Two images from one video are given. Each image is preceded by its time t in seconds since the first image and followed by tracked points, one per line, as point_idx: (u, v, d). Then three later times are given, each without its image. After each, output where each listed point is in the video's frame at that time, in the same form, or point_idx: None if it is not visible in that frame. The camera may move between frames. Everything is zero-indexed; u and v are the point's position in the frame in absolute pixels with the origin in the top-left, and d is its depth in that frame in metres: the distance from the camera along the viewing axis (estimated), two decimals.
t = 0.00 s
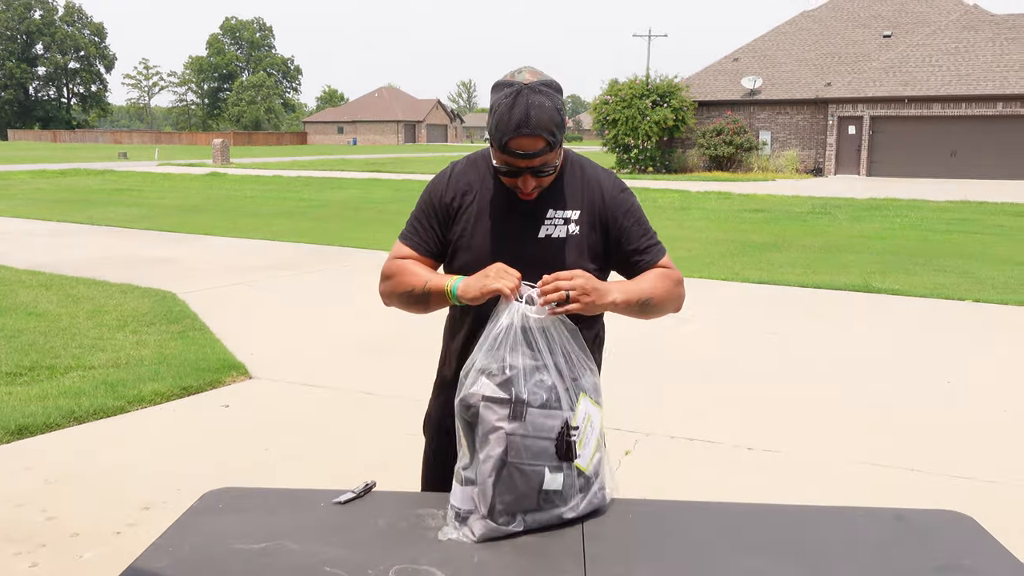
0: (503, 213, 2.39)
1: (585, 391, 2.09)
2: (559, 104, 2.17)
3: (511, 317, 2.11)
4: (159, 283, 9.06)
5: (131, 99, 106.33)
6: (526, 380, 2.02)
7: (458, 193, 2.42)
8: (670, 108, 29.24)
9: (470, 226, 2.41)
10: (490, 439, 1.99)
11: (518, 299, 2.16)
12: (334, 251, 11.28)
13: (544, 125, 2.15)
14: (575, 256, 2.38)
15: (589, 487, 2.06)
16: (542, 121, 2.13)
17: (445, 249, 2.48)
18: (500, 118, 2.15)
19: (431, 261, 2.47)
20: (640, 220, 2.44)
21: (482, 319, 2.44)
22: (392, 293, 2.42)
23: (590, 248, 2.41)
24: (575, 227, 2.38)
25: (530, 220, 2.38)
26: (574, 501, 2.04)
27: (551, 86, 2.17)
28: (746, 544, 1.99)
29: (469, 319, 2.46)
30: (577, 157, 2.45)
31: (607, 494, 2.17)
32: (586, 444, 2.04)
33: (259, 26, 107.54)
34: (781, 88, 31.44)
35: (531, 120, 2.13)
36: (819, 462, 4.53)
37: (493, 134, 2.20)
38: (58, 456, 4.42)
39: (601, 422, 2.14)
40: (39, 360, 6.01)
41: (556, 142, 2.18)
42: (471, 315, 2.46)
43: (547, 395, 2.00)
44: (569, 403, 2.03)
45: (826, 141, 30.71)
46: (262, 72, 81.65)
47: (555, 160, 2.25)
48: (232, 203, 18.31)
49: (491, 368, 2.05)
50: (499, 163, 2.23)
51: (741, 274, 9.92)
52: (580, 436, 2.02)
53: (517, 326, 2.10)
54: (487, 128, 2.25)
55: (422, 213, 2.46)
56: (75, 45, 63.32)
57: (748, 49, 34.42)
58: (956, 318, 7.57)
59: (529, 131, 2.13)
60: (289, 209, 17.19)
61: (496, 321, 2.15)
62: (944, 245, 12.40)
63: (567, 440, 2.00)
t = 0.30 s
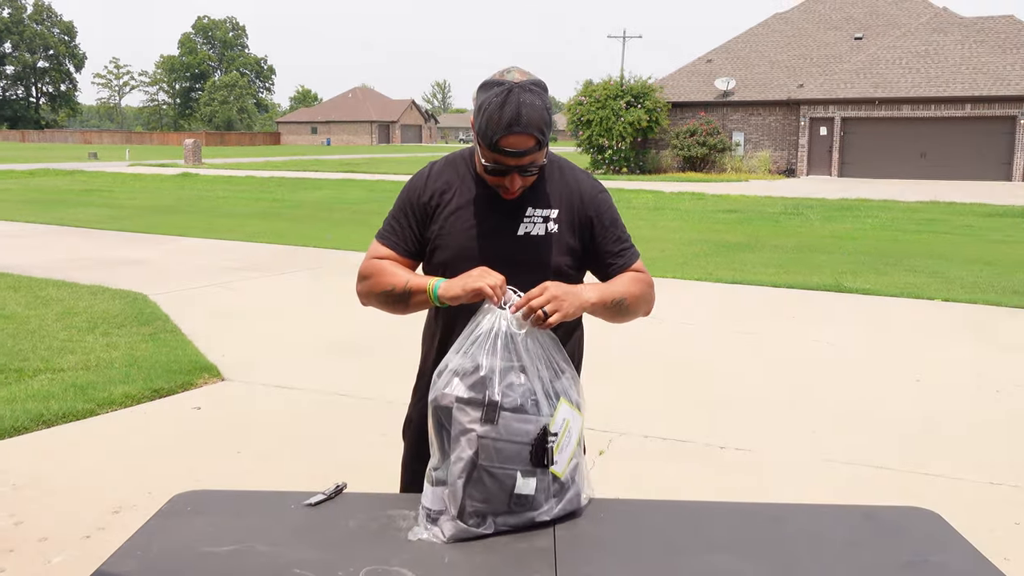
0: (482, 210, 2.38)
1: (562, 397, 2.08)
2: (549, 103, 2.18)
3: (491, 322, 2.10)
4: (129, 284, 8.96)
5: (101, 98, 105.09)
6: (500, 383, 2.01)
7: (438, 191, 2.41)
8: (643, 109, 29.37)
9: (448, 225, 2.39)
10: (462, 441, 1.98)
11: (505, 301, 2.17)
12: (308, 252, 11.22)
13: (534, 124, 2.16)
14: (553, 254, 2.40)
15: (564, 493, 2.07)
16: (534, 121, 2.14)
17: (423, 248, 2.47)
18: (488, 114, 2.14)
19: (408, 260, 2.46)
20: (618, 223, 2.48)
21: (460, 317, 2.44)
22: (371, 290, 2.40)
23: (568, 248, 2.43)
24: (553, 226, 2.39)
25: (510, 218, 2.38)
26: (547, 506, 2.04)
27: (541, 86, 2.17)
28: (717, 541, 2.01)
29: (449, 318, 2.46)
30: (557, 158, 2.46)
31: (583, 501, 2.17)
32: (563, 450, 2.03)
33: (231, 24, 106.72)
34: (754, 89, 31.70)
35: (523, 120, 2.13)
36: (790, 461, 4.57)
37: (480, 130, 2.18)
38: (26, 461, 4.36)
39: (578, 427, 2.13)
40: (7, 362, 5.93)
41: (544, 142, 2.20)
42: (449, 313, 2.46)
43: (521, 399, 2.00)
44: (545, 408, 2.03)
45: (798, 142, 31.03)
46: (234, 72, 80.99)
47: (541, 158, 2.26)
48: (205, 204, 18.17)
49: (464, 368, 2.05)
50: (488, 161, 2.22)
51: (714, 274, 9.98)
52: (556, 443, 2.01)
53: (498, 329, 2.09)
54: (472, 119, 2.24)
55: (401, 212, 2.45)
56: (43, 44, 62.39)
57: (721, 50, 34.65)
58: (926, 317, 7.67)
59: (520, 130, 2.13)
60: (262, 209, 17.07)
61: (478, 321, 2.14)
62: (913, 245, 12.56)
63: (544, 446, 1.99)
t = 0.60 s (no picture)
0: (458, 209, 2.38)
1: (542, 397, 2.08)
2: (528, 97, 2.19)
3: (471, 324, 2.11)
4: (106, 285, 8.88)
5: (77, 97, 104.07)
6: (479, 384, 2.01)
7: (413, 189, 2.41)
8: (623, 110, 29.46)
9: (424, 224, 2.39)
10: (441, 443, 1.98)
11: (487, 306, 2.17)
12: (287, 252, 11.16)
13: (515, 117, 2.17)
14: (529, 252, 2.41)
15: (543, 494, 2.06)
16: (515, 112, 2.15)
17: (398, 248, 2.46)
18: (471, 106, 2.15)
19: (384, 261, 2.45)
20: (593, 221, 2.50)
21: (438, 316, 2.43)
22: (350, 291, 2.39)
23: (544, 247, 2.44)
24: (529, 225, 2.40)
25: (486, 217, 2.39)
26: (526, 506, 2.04)
27: (520, 80, 2.19)
28: (696, 540, 2.02)
29: (426, 318, 2.45)
30: (532, 158, 2.48)
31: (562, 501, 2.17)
32: (542, 451, 2.03)
33: (209, 23, 106.03)
34: (733, 89, 31.88)
35: (505, 111, 2.14)
36: (769, 459, 4.60)
37: (461, 123, 2.19)
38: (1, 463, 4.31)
39: (558, 427, 2.13)
40: None
41: (525, 134, 2.20)
42: (427, 313, 2.45)
43: (500, 399, 1.99)
44: (524, 408, 2.02)
45: (777, 142, 31.24)
46: (212, 71, 80.44)
47: (523, 153, 2.26)
48: (184, 204, 18.05)
49: (443, 370, 2.04)
50: (470, 154, 2.22)
51: (693, 274, 10.02)
52: (536, 443, 2.01)
53: (478, 328, 2.09)
54: (452, 114, 2.25)
55: (376, 211, 2.44)
56: (18, 42, 61.72)
57: (701, 51, 34.80)
58: (903, 316, 7.75)
59: (501, 121, 2.14)
60: (241, 210, 16.97)
61: (457, 323, 2.15)
62: (890, 244, 12.68)
63: (523, 446, 1.99)
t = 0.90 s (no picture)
0: (441, 206, 2.38)
1: (525, 395, 2.08)
2: (508, 88, 2.20)
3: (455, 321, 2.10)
4: (86, 284, 8.80)
5: (58, 95, 103.26)
6: (463, 381, 2.01)
7: (395, 190, 2.41)
8: (607, 109, 29.53)
9: (406, 221, 2.39)
10: (425, 443, 1.98)
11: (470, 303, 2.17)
12: (270, 251, 11.10)
13: (495, 109, 2.17)
14: (512, 248, 2.40)
15: (527, 492, 2.06)
16: (495, 103, 2.15)
17: (381, 248, 2.45)
18: (451, 98, 2.15)
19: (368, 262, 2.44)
20: (574, 217, 2.50)
21: (422, 315, 2.42)
22: (336, 295, 2.38)
23: (527, 242, 2.44)
24: (511, 221, 2.40)
25: (468, 214, 2.38)
26: (511, 504, 2.04)
27: (500, 71, 2.19)
28: (679, 538, 2.03)
29: (411, 318, 2.45)
30: (512, 154, 2.48)
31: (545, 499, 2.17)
32: (525, 449, 2.04)
33: (190, 21, 105.38)
34: (716, 89, 32.03)
35: (485, 102, 2.14)
36: (752, 458, 4.62)
37: (442, 114, 2.19)
38: None
39: (540, 426, 2.14)
40: None
41: (506, 125, 2.20)
42: (411, 312, 2.44)
43: (483, 399, 1.99)
44: (508, 407, 2.02)
45: (759, 142, 31.41)
46: (194, 68, 79.97)
47: (504, 144, 2.27)
48: (165, 203, 17.93)
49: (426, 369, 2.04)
50: (451, 146, 2.22)
51: (676, 273, 10.05)
52: (519, 442, 2.02)
53: (459, 327, 2.11)
54: (434, 109, 2.24)
55: (358, 212, 2.43)
56: None
57: (684, 50, 34.92)
58: (884, 315, 7.80)
59: (482, 112, 2.14)
60: (222, 208, 16.87)
61: (441, 322, 2.14)
62: (871, 244, 12.76)
63: (506, 445, 1.99)
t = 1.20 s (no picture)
0: (428, 201, 2.39)
1: (503, 384, 2.05)
2: (493, 81, 2.20)
3: (433, 308, 2.08)
4: (72, 282, 8.75)
5: (43, 92, 102.60)
6: (438, 374, 1.98)
7: (382, 186, 2.41)
8: (595, 108, 29.55)
9: (394, 218, 2.39)
10: (397, 435, 1.95)
11: (444, 284, 2.14)
12: (257, 249, 11.07)
13: (479, 100, 2.18)
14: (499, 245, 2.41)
15: (508, 482, 2.03)
16: (478, 94, 2.16)
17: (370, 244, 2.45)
18: (435, 86, 2.16)
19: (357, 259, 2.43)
20: (562, 216, 2.50)
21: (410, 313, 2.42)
22: (321, 280, 2.38)
23: (514, 241, 2.44)
24: (498, 217, 2.40)
25: (456, 210, 2.39)
26: (491, 495, 2.01)
27: (485, 65, 2.20)
28: (666, 535, 2.04)
29: (398, 315, 2.44)
30: (500, 151, 2.48)
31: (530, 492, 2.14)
32: (503, 439, 2.01)
33: (177, 17, 104.83)
34: (704, 88, 32.12)
35: (468, 92, 2.15)
36: (738, 456, 4.64)
37: (424, 103, 2.20)
38: None
39: (522, 416, 2.10)
40: None
41: (490, 118, 2.21)
42: (398, 311, 2.44)
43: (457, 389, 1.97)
44: (484, 398, 1.99)
45: (746, 141, 31.51)
46: (181, 66, 79.53)
47: (488, 138, 2.27)
48: (151, 200, 17.84)
49: (398, 362, 2.01)
50: (434, 136, 2.22)
51: (664, 272, 10.06)
52: (496, 431, 1.99)
53: (435, 314, 2.07)
54: (418, 100, 2.25)
55: (346, 207, 2.43)
56: None
57: (672, 50, 34.99)
58: (870, 314, 7.85)
59: (464, 101, 2.15)
60: (209, 206, 16.79)
61: (419, 308, 2.12)
62: (858, 243, 12.83)
63: (481, 434, 1.96)
